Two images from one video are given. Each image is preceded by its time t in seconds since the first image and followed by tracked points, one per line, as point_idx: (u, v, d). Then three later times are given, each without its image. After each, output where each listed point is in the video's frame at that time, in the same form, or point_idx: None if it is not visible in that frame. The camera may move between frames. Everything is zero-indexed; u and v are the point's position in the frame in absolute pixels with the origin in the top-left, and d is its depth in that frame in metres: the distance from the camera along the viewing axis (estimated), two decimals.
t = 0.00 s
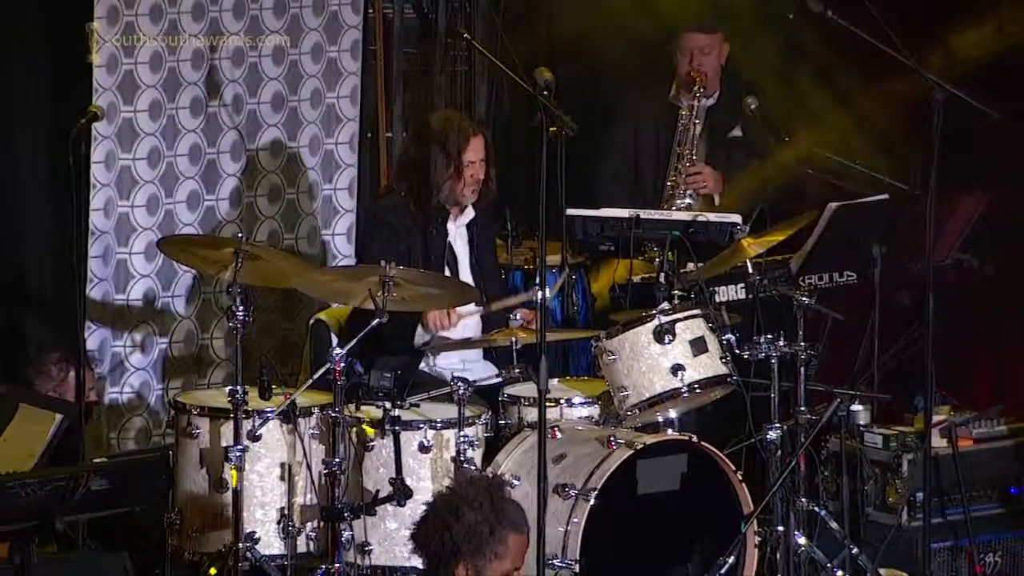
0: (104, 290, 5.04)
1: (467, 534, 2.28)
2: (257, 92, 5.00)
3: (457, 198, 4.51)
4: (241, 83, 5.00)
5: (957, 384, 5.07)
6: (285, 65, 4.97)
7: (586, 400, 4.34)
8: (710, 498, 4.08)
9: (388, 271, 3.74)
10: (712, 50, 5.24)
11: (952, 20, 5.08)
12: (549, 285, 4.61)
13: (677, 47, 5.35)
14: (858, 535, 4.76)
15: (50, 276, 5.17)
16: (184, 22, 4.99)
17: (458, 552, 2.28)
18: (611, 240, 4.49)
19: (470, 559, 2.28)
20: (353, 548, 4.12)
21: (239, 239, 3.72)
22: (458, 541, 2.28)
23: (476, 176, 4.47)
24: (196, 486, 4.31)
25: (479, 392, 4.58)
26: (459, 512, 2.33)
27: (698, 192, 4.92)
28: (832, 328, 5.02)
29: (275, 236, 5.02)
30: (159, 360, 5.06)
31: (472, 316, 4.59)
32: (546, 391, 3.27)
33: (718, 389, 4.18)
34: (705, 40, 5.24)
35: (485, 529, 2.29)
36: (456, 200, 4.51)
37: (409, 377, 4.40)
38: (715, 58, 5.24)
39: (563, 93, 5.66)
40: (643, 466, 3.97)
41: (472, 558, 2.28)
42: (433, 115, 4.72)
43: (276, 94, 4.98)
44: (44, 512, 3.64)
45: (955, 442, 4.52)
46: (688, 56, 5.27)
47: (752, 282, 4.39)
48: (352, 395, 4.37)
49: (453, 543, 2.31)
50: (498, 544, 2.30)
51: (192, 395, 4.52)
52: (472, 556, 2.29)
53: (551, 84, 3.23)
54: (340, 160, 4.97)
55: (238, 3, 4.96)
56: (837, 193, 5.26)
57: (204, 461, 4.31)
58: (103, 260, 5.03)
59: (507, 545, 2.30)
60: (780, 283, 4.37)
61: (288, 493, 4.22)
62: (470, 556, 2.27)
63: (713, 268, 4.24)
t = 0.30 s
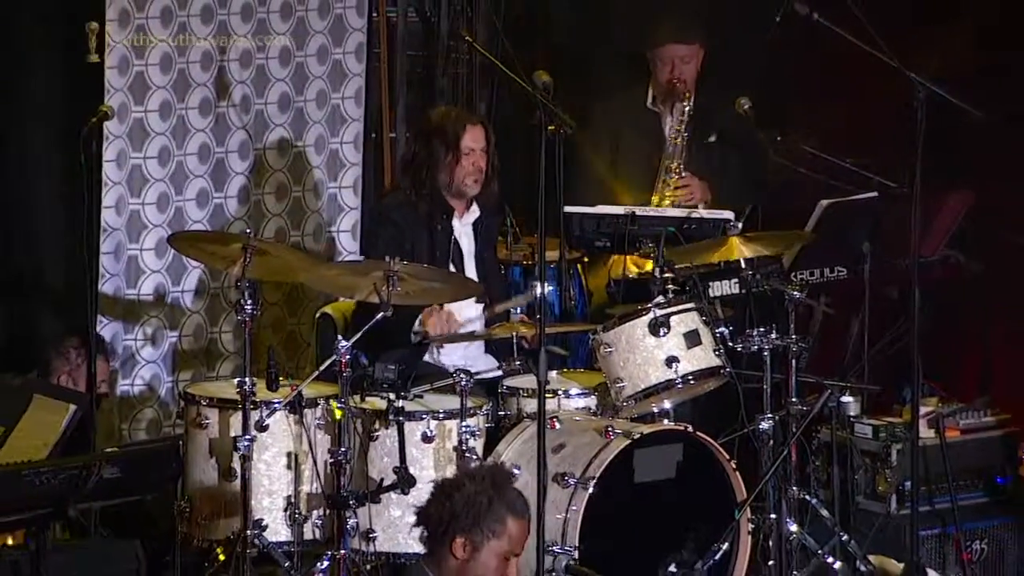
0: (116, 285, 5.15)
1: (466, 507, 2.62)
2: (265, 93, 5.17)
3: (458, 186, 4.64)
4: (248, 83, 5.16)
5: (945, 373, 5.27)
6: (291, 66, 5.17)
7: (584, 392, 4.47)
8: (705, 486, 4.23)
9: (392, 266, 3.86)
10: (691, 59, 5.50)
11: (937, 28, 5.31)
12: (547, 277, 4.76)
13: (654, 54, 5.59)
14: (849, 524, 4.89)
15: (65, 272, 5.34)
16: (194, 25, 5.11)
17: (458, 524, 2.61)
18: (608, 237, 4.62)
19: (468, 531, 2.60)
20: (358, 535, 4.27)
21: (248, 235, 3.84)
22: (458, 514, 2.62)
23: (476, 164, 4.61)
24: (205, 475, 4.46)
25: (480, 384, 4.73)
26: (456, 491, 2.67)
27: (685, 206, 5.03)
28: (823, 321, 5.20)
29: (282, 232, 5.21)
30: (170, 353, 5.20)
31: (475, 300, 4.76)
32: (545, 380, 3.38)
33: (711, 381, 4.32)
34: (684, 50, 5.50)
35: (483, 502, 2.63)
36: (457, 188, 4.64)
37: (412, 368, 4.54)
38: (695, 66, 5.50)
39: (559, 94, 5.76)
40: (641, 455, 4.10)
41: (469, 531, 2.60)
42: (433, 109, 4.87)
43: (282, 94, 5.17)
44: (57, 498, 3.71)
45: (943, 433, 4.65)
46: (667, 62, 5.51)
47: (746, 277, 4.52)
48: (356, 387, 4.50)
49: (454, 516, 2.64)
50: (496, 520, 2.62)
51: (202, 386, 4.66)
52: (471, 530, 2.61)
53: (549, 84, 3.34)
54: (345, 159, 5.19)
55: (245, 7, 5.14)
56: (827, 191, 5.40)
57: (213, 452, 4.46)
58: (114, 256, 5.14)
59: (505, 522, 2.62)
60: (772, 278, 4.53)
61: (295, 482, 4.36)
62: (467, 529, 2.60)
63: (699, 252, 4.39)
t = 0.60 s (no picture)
0: (127, 283, 5.29)
1: (467, 504, 2.81)
2: (272, 97, 5.29)
3: (461, 190, 4.83)
4: (256, 87, 5.29)
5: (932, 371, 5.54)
6: (298, 71, 5.28)
7: (583, 385, 4.62)
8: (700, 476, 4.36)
9: (395, 264, 4.01)
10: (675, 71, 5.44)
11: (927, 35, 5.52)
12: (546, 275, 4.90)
13: (636, 63, 5.49)
14: (840, 515, 5.02)
15: (79, 269, 5.48)
16: (203, 30, 5.24)
17: (460, 520, 2.80)
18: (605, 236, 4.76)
19: (470, 525, 2.80)
20: (362, 525, 4.41)
21: (256, 235, 3.97)
22: (459, 510, 2.81)
23: (480, 168, 4.78)
24: (214, 467, 4.60)
25: (481, 379, 4.86)
26: (456, 485, 2.86)
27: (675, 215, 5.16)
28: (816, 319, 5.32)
29: (288, 232, 5.35)
30: (179, 349, 5.35)
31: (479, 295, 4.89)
32: (544, 374, 3.51)
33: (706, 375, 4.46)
34: (668, 62, 5.42)
35: (482, 497, 2.84)
36: (461, 192, 4.83)
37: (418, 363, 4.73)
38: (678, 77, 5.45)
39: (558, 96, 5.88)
40: (637, 447, 4.23)
41: (470, 524, 2.80)
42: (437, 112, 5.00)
43: (289, 98, 5.29)
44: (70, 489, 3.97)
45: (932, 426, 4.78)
46: (653, 72, 5.44)
47: (739, 274, 4.69)
48: (360, 381, 4.62)
49: (455, 511, 2.83)
50: (496, 512, 2.83)
51: (211, 380, 4.81)
52: (472, 522, 2.82)
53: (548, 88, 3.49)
54: (350, 161, 5.32)
55: (254, 13, 5.26)
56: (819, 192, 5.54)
57: (222, 444, 4.60)
58: (126, 255, 5.28)
59: (503, 513, 2.84)
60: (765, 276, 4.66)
61: (301, 474, 4.50)
62: (469, 523, 2.80)
63: (698, 257, 4.58)
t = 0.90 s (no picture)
0: (139, 282, 5.45)
1: (468, 498, 2.98)
2: (279, 101, 5.44)
3: (465, 194, 4.97)
4: (264, 91, 5.44)
5: (920, 365, 5.77)
6: (304, 75, 5.43)
7: (581, 380, 4.77)
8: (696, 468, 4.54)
9: (398, 261, 4.17)
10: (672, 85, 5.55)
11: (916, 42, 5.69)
12: (545, 273, 5.07)
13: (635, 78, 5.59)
14: (830, 505, 5.18)
15: (92, 268, 5.64)
16: (212, 36, 5.41)
17: (461, 513, 2.97)
18: (604, 236, 4.91)
19: (471, 517, 2.97)
20: (367, 515, 4.56)
21: (265, 233, 4.13)
22: (461, 503, 2.98)
23: (484, 172, 4.94)
24: (224, 459, 4.75)
25: (481, 373, 5.01)
26: (456, 479, 3.03)
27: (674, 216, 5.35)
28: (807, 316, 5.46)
29: (295, 232, 5.49)
30: (189, 346, 5.49)
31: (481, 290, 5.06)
32: (545, 370, 3.64)
33: (701, 370, 4.62)
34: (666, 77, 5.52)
35: (484, 490, 3.01)
36: (464, 196, 4.98)
37: (422, 358, 4.87)
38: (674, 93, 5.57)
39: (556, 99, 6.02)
40: (634, 440, 4.40)
41: (471, 516, 2.97)
42: (442, 117, 5.13)
43: (295, 102, 5.44)
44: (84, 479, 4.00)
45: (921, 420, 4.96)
46: (654, 87, 5.55)
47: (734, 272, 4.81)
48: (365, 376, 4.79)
49: (457, 504, 3.00)
50: (495, 505, 3.01)
51: (221, 375, 4.97)
52: (473, 514, 2.99)
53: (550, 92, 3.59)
54: (355, 163, 5.45)
55: (262, 19, 5.41)
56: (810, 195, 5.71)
57: (230, 437, 4.76)
58: (137, 254, 5.45)
59: (502, 506, 3.01)
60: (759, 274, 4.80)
61: (308, 465, 4.66)
62: (471, 514, 2.97)
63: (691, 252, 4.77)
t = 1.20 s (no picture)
0: (149, 277, 5.58)
1: (467, 480, 3.12)
2: (286, 101, 5.63)
3: (465, 186, 5.13)
4: (271, 92, 5.61)
5: (911, 362, 5.87)
6: (311, 77, 5.63)
7: (578, 371, 4.93)
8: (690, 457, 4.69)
9: (403, 255, 4.32)
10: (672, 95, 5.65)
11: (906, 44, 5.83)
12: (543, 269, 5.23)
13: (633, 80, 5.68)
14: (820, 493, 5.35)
15: (104, 267, 5.80)
16: (221, 38, 5.54)
17: (460, 496, 3.10)
18: (599, 233, 5.04)
19: (469, 500, 3.11)
20: (371, 502, 4.73)
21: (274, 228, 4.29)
22: (458, 487, 3.11)
23: (483, 163, 5.10)
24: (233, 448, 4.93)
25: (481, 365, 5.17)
26: (451, 463, 3.17)
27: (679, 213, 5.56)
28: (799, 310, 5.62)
29: (302, 229, 5.71)
30: (199, 339, 5.68)
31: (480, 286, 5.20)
32: (543, 360, 3.81)
33: (694, 362, 4.77)
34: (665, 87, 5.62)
35: (481, 474, 3.15)
36: (463, 188, 5.13)
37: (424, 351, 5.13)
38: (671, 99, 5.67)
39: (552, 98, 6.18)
40: (629, 431, 4.54)
41: (470, 499, 3.11)
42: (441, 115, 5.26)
43: (302, 103, 5.64)
44: (97, 467, 4.00)
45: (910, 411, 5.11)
46: (658, 93, 5.64)
47: (728, 268, 4.86)
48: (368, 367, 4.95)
49: (455, 488, 3.13)
50: (493, 486, 3.15)
51: (228, 367, 5.14)
52: (471, 496, 3.12)
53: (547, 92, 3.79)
54: (360, 162, 5.71)
55: (269, 22, 5.57)
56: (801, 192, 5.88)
57: (239, 426, 4.93)
58: (148, 250, 5.57)
59: (500, 486, 3.16)
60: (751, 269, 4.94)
61: (314, 454, 4.82)
62: (470, 498, 3.10)
63: (685, 251, 4.92)
